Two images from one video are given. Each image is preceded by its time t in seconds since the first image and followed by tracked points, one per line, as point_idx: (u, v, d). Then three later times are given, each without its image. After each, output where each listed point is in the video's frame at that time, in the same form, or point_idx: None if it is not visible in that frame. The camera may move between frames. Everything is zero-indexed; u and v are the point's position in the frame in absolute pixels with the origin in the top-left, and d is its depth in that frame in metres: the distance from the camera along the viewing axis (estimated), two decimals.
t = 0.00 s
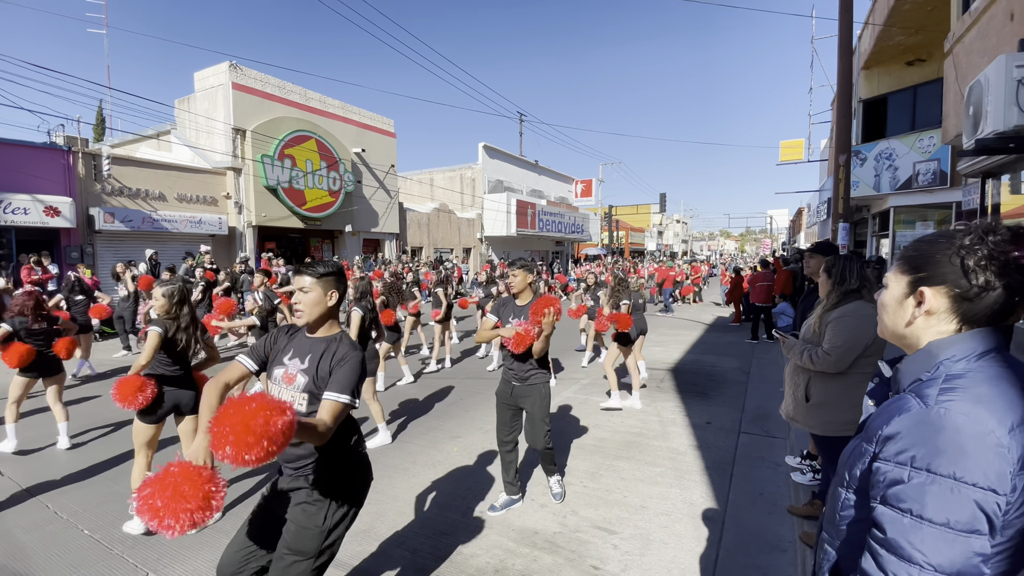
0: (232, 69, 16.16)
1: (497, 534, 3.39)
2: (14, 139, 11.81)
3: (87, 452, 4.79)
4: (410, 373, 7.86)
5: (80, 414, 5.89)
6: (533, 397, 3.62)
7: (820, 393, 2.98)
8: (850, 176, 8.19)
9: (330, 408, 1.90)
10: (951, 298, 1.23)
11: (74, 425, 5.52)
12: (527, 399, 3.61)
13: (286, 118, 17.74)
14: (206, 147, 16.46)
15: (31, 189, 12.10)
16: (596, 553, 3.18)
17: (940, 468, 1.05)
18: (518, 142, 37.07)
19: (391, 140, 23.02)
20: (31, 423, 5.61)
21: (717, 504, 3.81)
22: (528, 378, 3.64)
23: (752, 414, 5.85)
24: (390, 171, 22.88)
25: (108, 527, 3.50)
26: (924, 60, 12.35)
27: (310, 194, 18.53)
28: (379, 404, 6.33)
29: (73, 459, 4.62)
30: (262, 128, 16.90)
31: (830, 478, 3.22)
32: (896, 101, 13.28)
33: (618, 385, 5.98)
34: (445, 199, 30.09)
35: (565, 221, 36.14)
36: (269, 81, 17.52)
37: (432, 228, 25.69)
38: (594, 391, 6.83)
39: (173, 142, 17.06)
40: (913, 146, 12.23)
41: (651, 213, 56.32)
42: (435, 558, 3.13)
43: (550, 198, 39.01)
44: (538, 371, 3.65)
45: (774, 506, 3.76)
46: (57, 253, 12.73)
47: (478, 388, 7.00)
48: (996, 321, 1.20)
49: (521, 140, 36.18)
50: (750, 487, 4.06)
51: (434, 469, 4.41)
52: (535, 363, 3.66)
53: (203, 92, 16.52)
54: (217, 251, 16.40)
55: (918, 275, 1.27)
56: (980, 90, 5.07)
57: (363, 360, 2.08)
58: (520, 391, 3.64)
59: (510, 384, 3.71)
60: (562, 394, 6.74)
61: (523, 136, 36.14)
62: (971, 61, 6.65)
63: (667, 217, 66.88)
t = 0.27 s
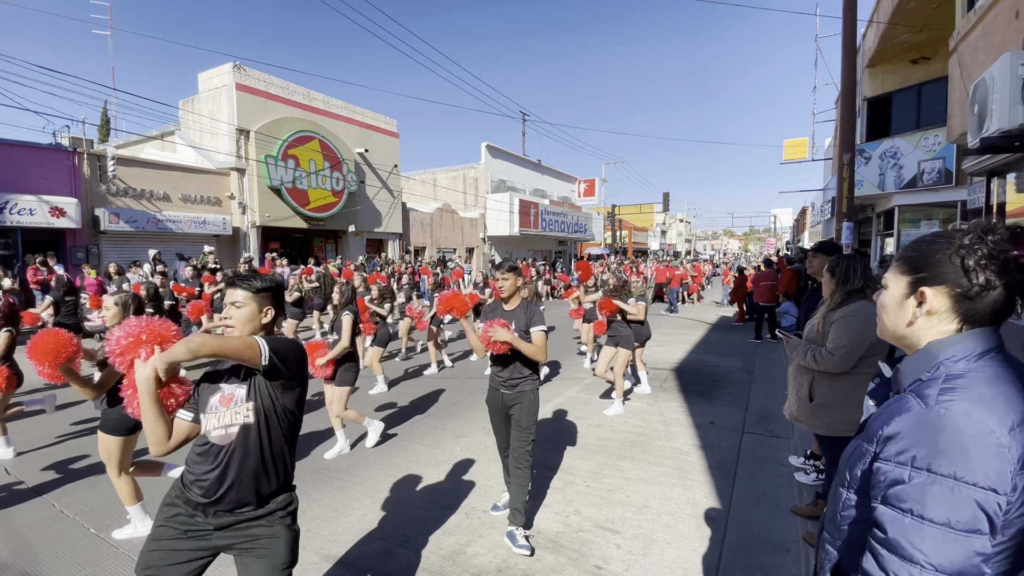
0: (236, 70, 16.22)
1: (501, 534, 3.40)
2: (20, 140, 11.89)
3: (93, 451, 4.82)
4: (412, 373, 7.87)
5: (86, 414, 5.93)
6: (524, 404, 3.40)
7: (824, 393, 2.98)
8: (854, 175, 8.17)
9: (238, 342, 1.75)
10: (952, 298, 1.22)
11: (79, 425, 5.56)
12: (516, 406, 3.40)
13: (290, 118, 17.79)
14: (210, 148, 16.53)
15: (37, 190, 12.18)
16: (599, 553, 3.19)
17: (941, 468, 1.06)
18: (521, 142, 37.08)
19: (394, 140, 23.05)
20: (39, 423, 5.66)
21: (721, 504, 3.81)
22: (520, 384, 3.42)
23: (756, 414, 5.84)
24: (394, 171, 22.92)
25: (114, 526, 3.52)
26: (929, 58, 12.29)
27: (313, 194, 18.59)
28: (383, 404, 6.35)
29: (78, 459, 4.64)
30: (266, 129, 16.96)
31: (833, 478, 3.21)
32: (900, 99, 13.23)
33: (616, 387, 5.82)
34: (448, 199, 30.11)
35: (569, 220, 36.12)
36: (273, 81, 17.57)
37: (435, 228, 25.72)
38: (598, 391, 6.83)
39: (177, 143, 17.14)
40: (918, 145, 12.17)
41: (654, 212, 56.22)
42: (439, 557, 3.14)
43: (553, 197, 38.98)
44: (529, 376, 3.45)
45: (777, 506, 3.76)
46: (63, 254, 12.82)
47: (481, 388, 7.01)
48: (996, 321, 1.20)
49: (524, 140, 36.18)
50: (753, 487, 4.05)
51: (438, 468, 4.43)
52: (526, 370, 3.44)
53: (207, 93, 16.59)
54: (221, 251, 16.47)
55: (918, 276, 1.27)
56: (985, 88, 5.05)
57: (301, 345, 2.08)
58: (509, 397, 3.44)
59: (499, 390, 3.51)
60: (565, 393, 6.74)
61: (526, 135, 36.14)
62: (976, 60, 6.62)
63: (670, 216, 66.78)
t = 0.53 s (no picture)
0: (238, 70, 16.23)
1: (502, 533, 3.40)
2: (23, 140, 11.91)
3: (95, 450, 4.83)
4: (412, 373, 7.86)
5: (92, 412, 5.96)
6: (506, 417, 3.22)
7: (825, 393, 2.97)
8: (856, 174, 8.15)
9: (176, 423, 1.73)
10: (953, 296, 1.22)
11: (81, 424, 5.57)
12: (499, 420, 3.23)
13: (291, 118, 17.81)
14: (212, 148, 16.56)
15: (39, 190, 12.21)
16: (600, 552, 3.19)
17: (941, 466, 1.05)
18: (523, 141, 37.07)
19: (396, 139, 23.04)
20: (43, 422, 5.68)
21: (722, 503, 3.80)
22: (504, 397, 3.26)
23: (757, 413, 5.84)
24: (395, 171, 22.93)
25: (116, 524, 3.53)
26: (931, 56, 12.25)
27: (315, 194, 18.61)
28: (384, 403, 6.36)
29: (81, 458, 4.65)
30: (267, 128, 16.97)
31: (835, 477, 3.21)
32: (903, 98, 13.19)
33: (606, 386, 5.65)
34: (449, 198, 30.10)
35: (570, 220, 36.10)
36: (274, 81, 17.57)
37: (436, 227, 25.74)
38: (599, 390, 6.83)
39: (179, 143, 17.17)
40: (920, 143, 12.14)
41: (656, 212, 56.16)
42: (440, 556, 3.14)
43: (554, 197, 38.96)
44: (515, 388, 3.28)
45: (779, 505, 3.76)
46: (65, 254, 12.85)
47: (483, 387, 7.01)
48: (997, 319, 1.20)
49: (525, 140, 36.16)
50: (755, 487, 4.05)
51: (439, 467, 4.43)
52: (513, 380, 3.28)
53: (209, 93, 16.60)
54: (223, 250, 16.51)
55: (918, 275, 1.27)
56: (988, 86, 5.03)
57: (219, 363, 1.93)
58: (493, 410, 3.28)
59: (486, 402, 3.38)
60: (567, 393, 6.74)
61: (527, 135, 36.12)
62: (979, 58, 6.59)
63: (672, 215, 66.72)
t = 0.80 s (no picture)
0: (237, 69, 16.20)
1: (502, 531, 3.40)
2: (23, 139, 11.90)
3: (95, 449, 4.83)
4: (412, 371, 7.86)
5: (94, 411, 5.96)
6: (497, 426, 3.02)
7: (825, 392, 2.97)
8: (856, 172, 8.14)
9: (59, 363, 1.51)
10: (955, 295, 1.22)
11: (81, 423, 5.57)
12: (489, 428, 3.03)
13: (291, 117, 17.78)
14: (212, 147, 16.53)
15: (39, 189, 12.20)
16: (600, 550, 3.19)
17: (942, 465, 1.05)
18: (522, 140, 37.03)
19: (395, 137, 23.02)
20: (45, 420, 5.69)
21: (722, 502, 3.80)
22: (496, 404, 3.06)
23: (757, 411, 5.84)
24: (395, 169, 22.91)
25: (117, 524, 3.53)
26: (932, 54, 12.22)
27: (314, 192, 18.60)
28: (384, 401, 6.36)
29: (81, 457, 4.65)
30: (267, 127, 16.95)
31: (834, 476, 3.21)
32: (903, 96, 13.17)
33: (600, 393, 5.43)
34: (449, 197, 30.06)
35: (570, 218, 36.08)
36: (274, 80, 17.54)
37: (436, 226, 25.73)
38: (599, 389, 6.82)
39: (179, 141, 17.15)
40: (921, 142, 12.12)
41: (656, 210, 56.13)
42: (441, 555, 3.14)
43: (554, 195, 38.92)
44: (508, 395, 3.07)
45: (778, 504, 3.76)
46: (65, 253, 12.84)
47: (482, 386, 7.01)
48: (999, 318, 1.19)
49: (525, 138, 36.14)
50: (754, 485, 4.05)
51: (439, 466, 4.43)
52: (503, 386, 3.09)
53: (208, 92, 16.58)
54: (223, 249, 16.52)
55: (921, 273, 1.26)
56: (989, 84, 5.02)
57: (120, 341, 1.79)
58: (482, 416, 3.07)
59: (474, 406, 3.14)
60: (567, 392, 6.74)
61: (527, 133, 36.09)
62: (980, 56, 6.58)
63: (672, 214, 66.69)
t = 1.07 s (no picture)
0: (235, 67, 16.17)
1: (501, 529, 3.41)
2: (20, 138, 11.87)
3: (95, 448, 4.82)
4: (411, 370, 7.86)
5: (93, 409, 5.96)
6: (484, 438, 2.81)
7: (823, 390, 2.98)
8: (854, 171, 8.16)
9: None
10: (958, 294, 1.22)
11: (80, 422, 5.56)
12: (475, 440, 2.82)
13: (289, 115, 17.75)
14: (210, 145, 16.50)
15: (37, 187, 12.17)
16: (598, 548, 3.20)
17: (943, 463, 1.06)
18: (521, 138, 37.00)
19: (394, 136, 22.99)
20: (43, 418, 5.68)
21: (721, 499, 3.82)
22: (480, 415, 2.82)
23: (756, 409, 5.85)
24: (394, 168, 22.89)
25: (117, 521, 3.53)
26: (930, 53, 12.24)
27: (313, 191, 18.57)
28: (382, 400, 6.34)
29: (80, 455, 4.65)
30: (265, 125, 16.92)
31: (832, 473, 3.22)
32: (902, 95, 13.19)
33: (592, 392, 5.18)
34: (448, 195, 30.02)
35: (569, 217, 36.09)
36: (272, 78, 17.50)
37: (435, 224, 25.71)
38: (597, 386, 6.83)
39: (177, 140, 17.12)
40: (919, 140, 12.14)
41: (655, 209, 56.11)
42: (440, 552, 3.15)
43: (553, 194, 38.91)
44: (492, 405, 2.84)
45: (776, 501, 3.78)
46: (63, 251, 12.81)
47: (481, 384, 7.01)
48: (1000, 317, 1.20)
49: (524, 137, 36.11)
50: (753, 483, 4.06)
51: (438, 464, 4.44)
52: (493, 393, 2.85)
53: (206, 90, 16.55)
54: (221, 247, 16.49)
55: (925, 271, 1.26)
56: (986, 83, 5.04)
57: None
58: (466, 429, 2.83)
59: (457, 417, 2.89)
60: (565, 390, 6.75)
61: (526, 132, 36.07)
62: (977, 55, 6.60)
63: (670, 212, 66.88)
